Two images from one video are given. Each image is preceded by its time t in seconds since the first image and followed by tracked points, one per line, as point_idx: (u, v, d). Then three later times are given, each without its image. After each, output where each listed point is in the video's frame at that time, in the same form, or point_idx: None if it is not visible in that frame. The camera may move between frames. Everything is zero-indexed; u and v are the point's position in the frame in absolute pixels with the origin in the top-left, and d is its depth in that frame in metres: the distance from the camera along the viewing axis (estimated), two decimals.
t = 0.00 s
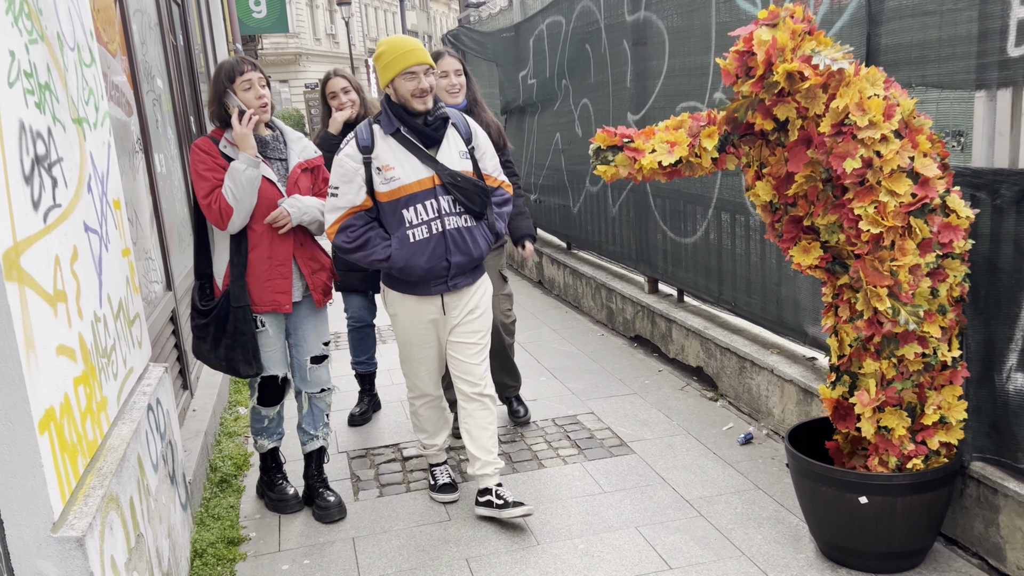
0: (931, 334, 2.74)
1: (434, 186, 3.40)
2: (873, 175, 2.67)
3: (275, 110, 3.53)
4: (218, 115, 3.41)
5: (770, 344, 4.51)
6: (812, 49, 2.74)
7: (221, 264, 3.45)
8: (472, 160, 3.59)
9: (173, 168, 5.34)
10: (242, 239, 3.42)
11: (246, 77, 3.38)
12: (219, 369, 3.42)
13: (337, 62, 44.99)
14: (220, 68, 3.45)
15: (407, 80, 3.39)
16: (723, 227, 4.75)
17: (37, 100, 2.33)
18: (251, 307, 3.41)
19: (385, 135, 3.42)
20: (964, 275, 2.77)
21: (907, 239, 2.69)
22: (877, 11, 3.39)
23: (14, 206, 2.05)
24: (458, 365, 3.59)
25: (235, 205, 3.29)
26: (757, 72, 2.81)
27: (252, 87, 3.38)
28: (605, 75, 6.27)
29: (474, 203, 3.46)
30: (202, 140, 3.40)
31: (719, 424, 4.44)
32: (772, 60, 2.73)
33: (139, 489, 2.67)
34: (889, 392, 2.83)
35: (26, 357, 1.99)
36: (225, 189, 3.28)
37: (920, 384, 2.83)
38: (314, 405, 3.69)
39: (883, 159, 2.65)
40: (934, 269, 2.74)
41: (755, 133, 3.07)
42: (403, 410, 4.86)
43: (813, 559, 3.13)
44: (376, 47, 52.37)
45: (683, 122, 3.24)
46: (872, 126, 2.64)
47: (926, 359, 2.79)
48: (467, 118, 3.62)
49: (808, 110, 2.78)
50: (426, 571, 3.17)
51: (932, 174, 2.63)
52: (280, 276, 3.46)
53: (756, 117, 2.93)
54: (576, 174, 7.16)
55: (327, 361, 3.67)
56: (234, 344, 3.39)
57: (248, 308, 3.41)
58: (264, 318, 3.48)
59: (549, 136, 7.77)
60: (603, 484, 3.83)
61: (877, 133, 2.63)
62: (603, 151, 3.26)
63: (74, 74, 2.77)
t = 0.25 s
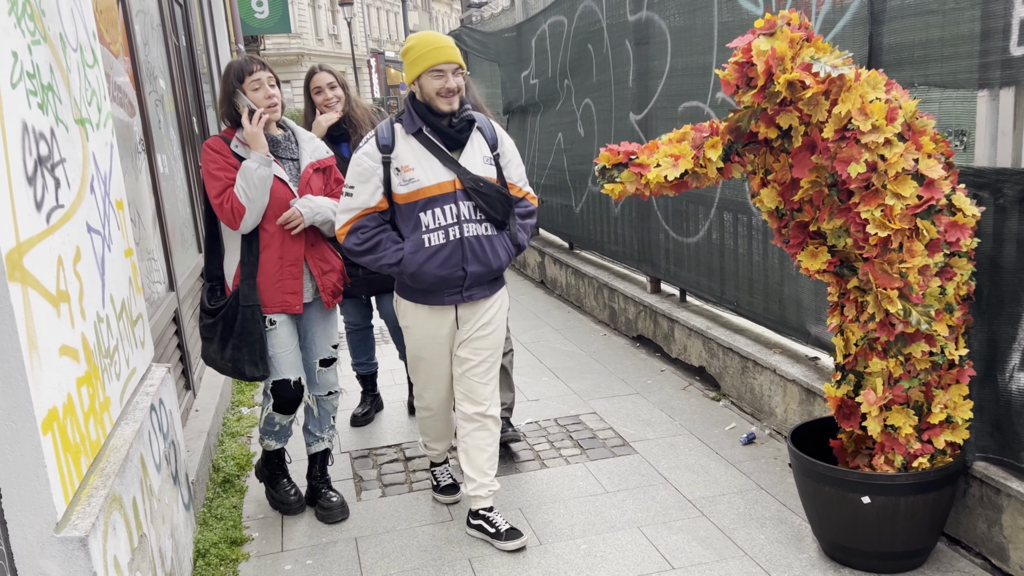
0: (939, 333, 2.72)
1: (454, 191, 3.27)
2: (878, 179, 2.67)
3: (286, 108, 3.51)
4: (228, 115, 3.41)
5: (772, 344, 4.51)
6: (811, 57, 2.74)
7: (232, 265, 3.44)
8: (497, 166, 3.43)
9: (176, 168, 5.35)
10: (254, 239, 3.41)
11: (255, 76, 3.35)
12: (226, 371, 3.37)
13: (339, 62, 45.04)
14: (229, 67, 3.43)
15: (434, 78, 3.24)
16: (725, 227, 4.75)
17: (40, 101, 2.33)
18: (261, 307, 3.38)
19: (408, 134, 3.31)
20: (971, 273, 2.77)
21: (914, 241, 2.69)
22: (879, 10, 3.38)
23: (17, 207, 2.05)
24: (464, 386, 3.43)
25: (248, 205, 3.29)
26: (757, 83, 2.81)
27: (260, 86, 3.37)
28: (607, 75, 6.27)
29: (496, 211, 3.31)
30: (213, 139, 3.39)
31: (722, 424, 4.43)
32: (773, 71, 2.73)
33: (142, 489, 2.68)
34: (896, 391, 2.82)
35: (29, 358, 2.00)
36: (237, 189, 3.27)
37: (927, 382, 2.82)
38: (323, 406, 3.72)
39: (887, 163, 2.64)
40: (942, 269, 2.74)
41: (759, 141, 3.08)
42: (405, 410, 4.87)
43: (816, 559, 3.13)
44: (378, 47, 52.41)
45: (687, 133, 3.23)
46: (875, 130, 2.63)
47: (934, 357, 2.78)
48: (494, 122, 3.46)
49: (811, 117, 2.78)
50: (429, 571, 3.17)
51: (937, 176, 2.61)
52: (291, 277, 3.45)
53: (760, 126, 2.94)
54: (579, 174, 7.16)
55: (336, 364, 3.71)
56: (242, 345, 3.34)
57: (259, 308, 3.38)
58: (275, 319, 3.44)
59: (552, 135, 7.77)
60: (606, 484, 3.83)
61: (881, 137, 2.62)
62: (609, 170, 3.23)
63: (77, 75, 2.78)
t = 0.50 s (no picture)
0: (943, 331, 2.72)
1: (477, 188, 3.15)
2: (883, 179, 2.67)
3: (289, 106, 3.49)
4: (231, 112, 3.38)
5: (774, 344, 4.50)
6: (816, 58, 2.74)
7: (234, 264, 3.38)
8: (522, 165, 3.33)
9: (178, 168, 5.36)
10: (257, 238, 3.36)
11: (260, 74, 3.34)
12: (230, 374, 3.30)
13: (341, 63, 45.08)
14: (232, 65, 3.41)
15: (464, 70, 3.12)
16: (727, 227, 4.75)
17: (42, 102, 2.34)
18: (265, 307, 3.33)
19: (430, 129, 3.20)
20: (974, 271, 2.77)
21: (919, 240, 2.69)
22: (881, 10, 3.38)
23: (19, 207, 2.06)
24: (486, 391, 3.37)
25: (253, 203, 3.24)
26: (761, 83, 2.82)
27: (265, 84, 3.34)
28: (609, 75, 6.27)
29: (520, 211, 3.19)
30: (216, 137, 3.35)
31: (724, 424, 4.43)
32: (777, 71, 2.74)
33: (144, 489, 2.68)
34: (901, 389, 2.82)
35: (31, 359, 2.00)
36: (242, 186, 3.23)
37: (932, 380, 2.82)
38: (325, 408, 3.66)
39: (892, 162, 2.64)
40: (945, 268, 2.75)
41: (761, 143, 3.09)
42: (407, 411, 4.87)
43: (818, 558, 3.13)
44: (379, 47, 52.43)
45: (688, 135, 3.24)
46: (880, 130, 2.63)
47: (938, 356, 2.78)
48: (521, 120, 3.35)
49: (815, 117, 2.78)
50: (431, 571, 3.17)
51: (942, 175, 2.61)
52: (294, 277, 3.40)
53: (763, 126, 2.94)
54: (580, 174, 7.16)
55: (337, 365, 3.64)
56: (246, 346, 3.29)
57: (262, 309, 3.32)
58: (277, 319, 3.39)
59: (553, 135, 7.77)
60: (608, 484, 3.83)
61: (886, 137, 2.62)
62: (610, 173, 3.29)
63: (79, 76, 2.78)
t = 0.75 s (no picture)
0: (947, 329, 2.71)
1: (507, 194, 3.03)
2: (888, 176, 2.66)
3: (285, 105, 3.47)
4: (227, 108, 3.36)
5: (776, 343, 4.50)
6: (822, 54, 2.74)
7: (227, 265, 3.36)
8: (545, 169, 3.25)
9: (180, 168, 5.37)
10: (250, 239, 3.33)
11: (260, 71, 3.32)
12: (221, 375, 3.27)
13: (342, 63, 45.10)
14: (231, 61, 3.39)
15: (496, 70, 3.00)
16: (729, 227, 4.75)
17: (45, 102, 2.34)
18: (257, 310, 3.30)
19: (457, 132, 3.05)
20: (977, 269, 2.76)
21: (922, 237, 2.68)
22: (883, 10, 3.38)
23: (21, 206, 2.06)
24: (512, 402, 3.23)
25: (246, 204, 3.22)
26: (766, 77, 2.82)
27: (263, 82, 3.33)
28: (610, 75, 6.27)
29: (550, 218, 3.09)
30: (210, 136, 3.33)
31: (726, 424, 4.43)
32: (782, 66, 2.74)
33: (147, 489, 2.68)
34: (907, 387, 2.82)
35: (34, 359, 2.00)
36: (235, 186, 3.21)
37: (936, 379, 2.81)
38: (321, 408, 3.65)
39: (896, 159, 2.63)
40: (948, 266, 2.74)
41: (761, 143, 3.10)
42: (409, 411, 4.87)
43: (820, 558, 3.13)
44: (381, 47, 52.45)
45: (688, 136, 3.26)
46: (885, 127, 2.63)
47: (942, 354, 2.78)
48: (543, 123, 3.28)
49: (819, 113, 2.78)
50: (433, 571, 3.18)
51: (945, 174, 2.60)
52: (287, 279, 3.38)
53: (766, 121, 2.95)
54: (582, 174, 7.16)
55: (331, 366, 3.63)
56: (238, 349, 3.26)
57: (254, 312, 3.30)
58: (269, 322, 3.37)
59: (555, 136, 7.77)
60: (610, 484, 3.83)
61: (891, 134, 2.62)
62: (610, 175, 3.29)
63: (81, 76, 2.78)
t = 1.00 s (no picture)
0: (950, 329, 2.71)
1: (541, 191, 2.78)
2: (893, 174, 2.65)
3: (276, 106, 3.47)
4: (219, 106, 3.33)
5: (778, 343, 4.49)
6: (829, 50, 2.73)
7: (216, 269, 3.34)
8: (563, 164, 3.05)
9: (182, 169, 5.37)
10: (239, 241, 3.31)
11: (256, 70, 3.32)
12: (212, 379, 3.27)
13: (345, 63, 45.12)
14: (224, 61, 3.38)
15: (533, 63, 2.73)
16: (731, 227, 4.75)
17: (47, 103, 2.34)
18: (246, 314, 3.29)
19: (483, 129, 2.77)
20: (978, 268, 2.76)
21: (925, 237, 2.68)
22: (884, 10, 3.37)
23: (24, 206, 2.06)
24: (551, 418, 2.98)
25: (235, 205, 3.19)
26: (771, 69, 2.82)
27: (258, 82, 3.33)
28: (613, 74, 6.26)
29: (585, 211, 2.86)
30: (199, 137, 3.32)
31: (728, 423, 4.42)
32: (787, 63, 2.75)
33: (149, 489, 2.69)
34: (909, 388, 2.82)
35: (36, 359, 2.00)
36: (224, 187, 3.19)
37: (940, 379, 2.81)
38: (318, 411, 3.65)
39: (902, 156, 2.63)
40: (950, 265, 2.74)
41: (765, 142, 3.11)
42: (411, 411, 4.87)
43: (822, 558, 3.12)
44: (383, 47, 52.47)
45: (691, 136, 3.25)
46: (891, 126, 2.63)
47: (944, 354, 2.78)
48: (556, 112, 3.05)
49: (823, 109, 2.78)
50: (434, 571, 3.18)
51: (949, 173, 2.62)
52: (277, 282, 3.36)
53: (767, 112, 2.95)
54: (584, 174, 7.16)
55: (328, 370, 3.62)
56: (227, 354, 3.24)
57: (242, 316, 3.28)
58: (259, 327, 3.36)
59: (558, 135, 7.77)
60: (612, 484, 3.83)
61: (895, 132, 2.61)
62: (615, 176, 3.26)
63: (83, 76, 2.78)
